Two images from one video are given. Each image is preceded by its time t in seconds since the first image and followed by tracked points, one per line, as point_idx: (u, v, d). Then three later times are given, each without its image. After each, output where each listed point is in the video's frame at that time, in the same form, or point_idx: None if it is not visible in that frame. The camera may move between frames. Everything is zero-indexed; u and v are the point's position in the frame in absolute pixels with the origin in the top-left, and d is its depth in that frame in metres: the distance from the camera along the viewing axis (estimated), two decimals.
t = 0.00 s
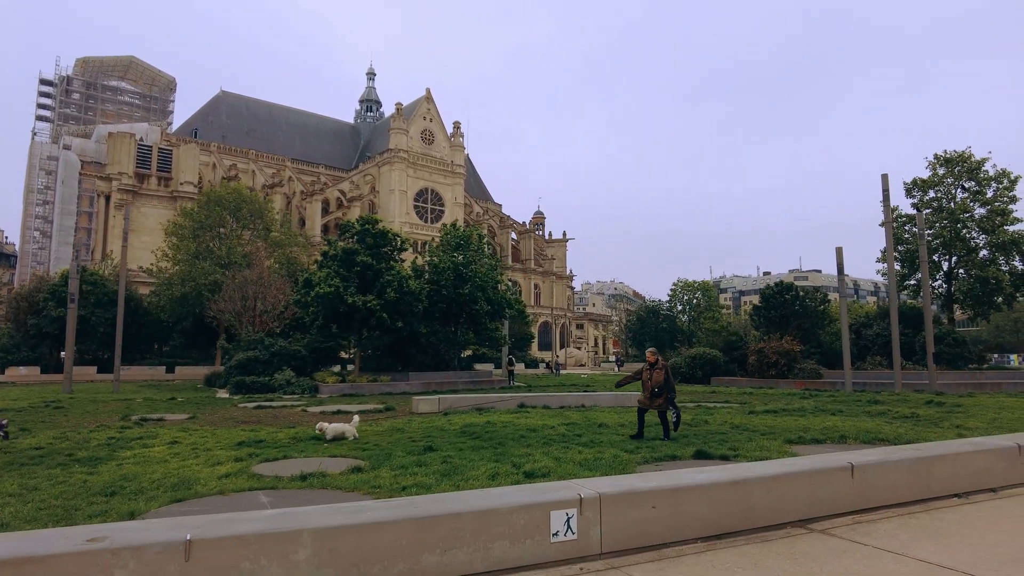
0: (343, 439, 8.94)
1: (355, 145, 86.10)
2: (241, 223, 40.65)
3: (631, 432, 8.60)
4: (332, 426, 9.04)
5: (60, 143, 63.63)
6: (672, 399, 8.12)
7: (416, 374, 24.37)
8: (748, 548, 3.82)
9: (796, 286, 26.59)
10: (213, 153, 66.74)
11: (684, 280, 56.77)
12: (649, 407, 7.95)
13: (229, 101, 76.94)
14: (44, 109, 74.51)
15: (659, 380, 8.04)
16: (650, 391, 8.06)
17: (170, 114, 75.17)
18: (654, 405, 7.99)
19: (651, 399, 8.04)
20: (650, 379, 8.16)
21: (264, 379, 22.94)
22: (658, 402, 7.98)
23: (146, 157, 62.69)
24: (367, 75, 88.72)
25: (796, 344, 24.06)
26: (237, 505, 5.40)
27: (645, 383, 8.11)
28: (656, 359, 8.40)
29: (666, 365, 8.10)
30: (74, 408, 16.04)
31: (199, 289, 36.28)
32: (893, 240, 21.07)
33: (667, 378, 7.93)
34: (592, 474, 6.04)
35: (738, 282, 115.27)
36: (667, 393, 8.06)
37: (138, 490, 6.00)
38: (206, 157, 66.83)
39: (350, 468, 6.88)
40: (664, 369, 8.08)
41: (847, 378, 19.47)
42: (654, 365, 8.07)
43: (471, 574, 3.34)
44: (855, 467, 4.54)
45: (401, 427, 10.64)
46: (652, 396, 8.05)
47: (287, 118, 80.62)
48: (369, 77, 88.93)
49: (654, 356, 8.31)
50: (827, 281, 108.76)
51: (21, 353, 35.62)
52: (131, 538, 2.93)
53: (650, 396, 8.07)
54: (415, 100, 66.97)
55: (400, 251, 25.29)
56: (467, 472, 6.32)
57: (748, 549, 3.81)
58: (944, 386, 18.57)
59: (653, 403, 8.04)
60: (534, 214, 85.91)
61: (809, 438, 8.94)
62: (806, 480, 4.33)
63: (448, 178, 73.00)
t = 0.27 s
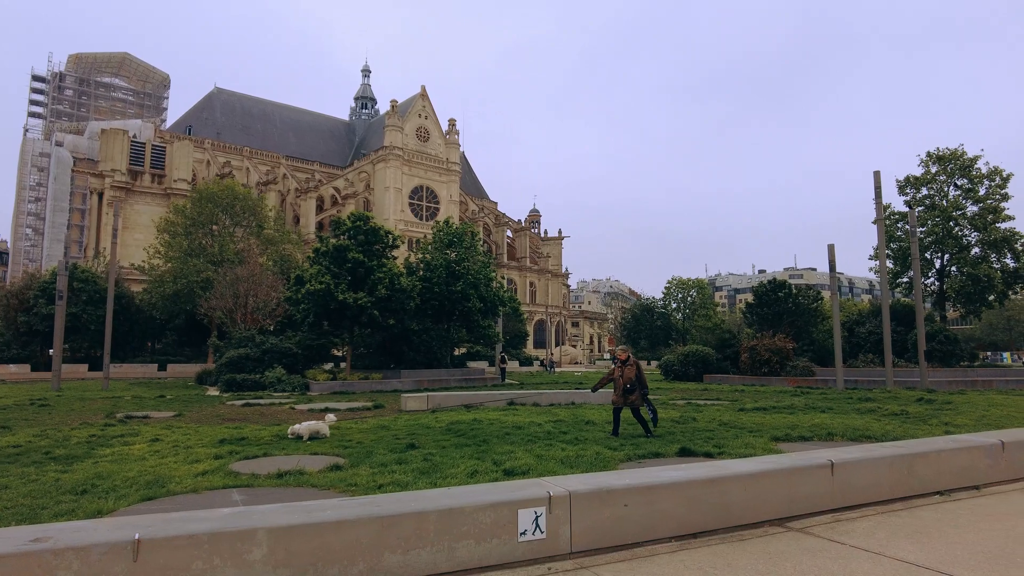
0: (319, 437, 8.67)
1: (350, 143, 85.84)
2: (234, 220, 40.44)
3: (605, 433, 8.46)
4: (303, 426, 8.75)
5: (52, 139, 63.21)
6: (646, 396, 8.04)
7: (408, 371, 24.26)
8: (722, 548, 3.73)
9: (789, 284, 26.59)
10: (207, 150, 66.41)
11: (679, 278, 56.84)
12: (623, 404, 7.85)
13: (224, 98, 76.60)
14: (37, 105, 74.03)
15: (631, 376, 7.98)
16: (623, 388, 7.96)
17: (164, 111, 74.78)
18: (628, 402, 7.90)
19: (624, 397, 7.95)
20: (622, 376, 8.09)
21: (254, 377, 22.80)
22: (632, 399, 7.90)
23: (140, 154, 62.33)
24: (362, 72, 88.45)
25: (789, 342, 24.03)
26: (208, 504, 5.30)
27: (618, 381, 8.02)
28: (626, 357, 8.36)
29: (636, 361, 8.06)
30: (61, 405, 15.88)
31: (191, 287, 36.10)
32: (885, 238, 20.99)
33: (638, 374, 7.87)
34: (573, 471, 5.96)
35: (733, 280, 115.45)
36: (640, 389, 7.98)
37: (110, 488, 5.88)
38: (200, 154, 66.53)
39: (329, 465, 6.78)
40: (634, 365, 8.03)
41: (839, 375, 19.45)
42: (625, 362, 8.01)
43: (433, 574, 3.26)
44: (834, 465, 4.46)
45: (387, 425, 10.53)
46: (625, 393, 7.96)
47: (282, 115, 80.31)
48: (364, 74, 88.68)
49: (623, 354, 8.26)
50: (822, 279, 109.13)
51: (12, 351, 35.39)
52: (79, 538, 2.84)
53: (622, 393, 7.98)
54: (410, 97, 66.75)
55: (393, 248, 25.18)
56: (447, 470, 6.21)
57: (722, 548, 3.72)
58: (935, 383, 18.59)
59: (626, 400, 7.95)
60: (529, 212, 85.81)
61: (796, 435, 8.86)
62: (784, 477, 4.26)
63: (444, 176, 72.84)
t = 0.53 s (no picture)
0: (295, 437, 8.56)
1: (345, 140, 85.56)
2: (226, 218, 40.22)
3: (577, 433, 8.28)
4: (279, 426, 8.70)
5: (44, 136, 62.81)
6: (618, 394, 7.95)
7: (399, 369, 24.16)
8: (696, 552, 3.63)
9: (783, 281, 26.55)
10: (200, 147, 66.10)
11: (673, 276, 56.85)
12: (596, 400, 7.74)
13: (218, 95, 76.22)
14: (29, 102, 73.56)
15: (604, 372, 7.91)
16: (595, 383, 7.88)
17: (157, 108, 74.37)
18: (600, 397, 7.78)
19: (597, 393, 7.84)
20: (596, 373, 8.01)
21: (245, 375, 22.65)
22: (604, 394, 7.78)
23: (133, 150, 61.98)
24: (358, 69, 88.17)
25: (782, 340, 23.98)
26: (177, 507, 5.17)
27: (592, 376, 7.96)
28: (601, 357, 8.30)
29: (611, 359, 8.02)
30: (47, 404, 15.73)
31: (182, 285, 35.89)
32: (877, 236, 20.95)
33: (611, 369, 7.81)
34: (553, 472, 5.87)
35: (729, 278, 115.51)
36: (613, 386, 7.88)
37: (80, 489, 5.77)
38: (194, 152, 66.26)
39: (307, 465, 6.70)
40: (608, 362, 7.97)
41: (831, 374, 19.41)
42: (600, 358, 7.98)
43: None
44: (813, 467, 4.37)
45: (372, 424, 10.42)
46: (598, 390, 7.87)
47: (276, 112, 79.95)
48: (360, 71, 88.40)
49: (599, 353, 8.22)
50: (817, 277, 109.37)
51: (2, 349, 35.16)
52: (20, 547, 2.73)
53: (596, 389, 7.88)
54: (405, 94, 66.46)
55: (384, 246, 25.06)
56: (425, 472, 6.11)
57: (695, 553, 3.62)
58: (927, 382, 18.56)
59: (599, 396, 7.84)
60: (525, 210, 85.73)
61: (783, 434, 8.77)
62: (761, 480, 4.17)
63: (439, 173, 72.65)
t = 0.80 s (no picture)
0: (276, 437, 8.45)
1: (342, 138, 85.39)
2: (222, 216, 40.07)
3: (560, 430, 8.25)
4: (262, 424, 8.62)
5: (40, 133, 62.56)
6: (599, 392, 7.86)
7: (394, 368, 24.05)
8: (672, 555, 3.54)
9: (779, 279, 26.45)
10: (198, 144, 65.90)
11: (671, 274, 56.82)
12: (574, 397, 7.67)
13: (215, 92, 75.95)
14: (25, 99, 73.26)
15: (585, 369, 7.81)
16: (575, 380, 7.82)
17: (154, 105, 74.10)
18: (579, 394, 7.72)
19: (578, 390, 7.77)
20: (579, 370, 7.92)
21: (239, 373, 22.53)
22: (583, 391, 7.70)
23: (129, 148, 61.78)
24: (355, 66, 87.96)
25: (778, 338, 23.88)
26: (151, 508, 5.07)
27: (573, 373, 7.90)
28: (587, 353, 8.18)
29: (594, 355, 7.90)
30: (37, 402, 15.62)
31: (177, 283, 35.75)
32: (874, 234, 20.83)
33: (592, 366, 7.70)
34: (536, 472, 5.77)
35: (727, 276, 115.50)
36: (594, 383, 7.78)
37: (54, 490, 5.66)
38: (191, 149, 66.08)
39: (289, 465, 6.60)
40: (590, 359, 7.87)
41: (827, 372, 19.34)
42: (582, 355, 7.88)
43: None
44: (798, 468, 4.28)
45: (360, 423, 10.31)
46: (579, 387, 7.80)
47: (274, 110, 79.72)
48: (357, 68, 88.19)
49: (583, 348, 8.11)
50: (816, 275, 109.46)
51: None
52: None
53: (577, 386, 7.81)
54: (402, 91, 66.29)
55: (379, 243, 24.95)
56: (406, 472, 6.01)
57: (672, 558, 3.53)
58: (922, 380, 18.50)
59: (579, 393, 7.78)
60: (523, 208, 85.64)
61: (774, 433, 8.68)
62: (743, 481, 4.08)
63: (437, 171, 72.50)
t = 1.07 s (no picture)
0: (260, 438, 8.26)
1: (340, 136, 85.20)
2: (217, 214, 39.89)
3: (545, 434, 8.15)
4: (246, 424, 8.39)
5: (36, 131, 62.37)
6: (578, 392, 7.73)
7: (388, 367, 23.93)
8: (646, 564, 3.41)
9: (775, 278, 26.32)
10: (195, 143, 65.75)
11: (669, 273, 56.77)
12: (552, 399, 7.61)
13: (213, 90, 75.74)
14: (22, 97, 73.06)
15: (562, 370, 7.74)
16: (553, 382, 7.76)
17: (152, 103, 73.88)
18: (557, 395, 7.64)
19: (556, 391, 7.70)
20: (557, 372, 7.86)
21: (232, 372, 22.41)
22: (561, 392, 7.61)
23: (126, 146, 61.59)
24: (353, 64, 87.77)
25: (775, 337, 23.76)
26: (119, 511, 4.96)
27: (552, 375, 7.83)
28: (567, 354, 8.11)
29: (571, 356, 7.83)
30: (27, 401, 15.51)
31: (172, 281, 35.58)
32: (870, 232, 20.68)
33: (567, 367, 7.62)
34: (518, 474, 5.64)
35: (726, 275, 115.34)
36: (572, 384, 7.68)
37: (25, 492, 5.54)
38: (188, 147, 65.90)
39: (267, 467, 6.49)
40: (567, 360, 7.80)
41: (822, 371, 19.21)
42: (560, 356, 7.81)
43: None
44: (780, 472, 4.15)
45: (347, 423, 10.20)
46: (557, 388, 7.72)
47: (271, 108, 79.51)
48: (356, 66, 87.99)
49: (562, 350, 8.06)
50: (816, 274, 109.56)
51: None
52: None
53: (556, 387, 7.73)
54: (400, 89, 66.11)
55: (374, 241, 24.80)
56: (384, 474, 5.90)
57: (646, 565, 3.40)
58: (918, 379, 18.38)
59: (558, 394, 7.70)
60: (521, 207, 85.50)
61: (765, 433, 8.56)
62: (723, 486, 3.96)
63: (435, 169, 72.32)
